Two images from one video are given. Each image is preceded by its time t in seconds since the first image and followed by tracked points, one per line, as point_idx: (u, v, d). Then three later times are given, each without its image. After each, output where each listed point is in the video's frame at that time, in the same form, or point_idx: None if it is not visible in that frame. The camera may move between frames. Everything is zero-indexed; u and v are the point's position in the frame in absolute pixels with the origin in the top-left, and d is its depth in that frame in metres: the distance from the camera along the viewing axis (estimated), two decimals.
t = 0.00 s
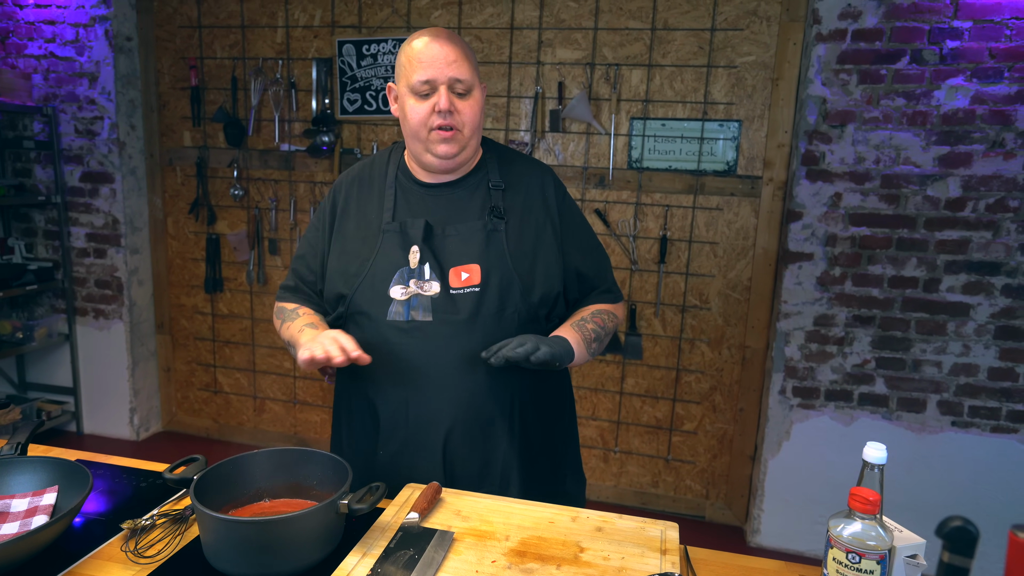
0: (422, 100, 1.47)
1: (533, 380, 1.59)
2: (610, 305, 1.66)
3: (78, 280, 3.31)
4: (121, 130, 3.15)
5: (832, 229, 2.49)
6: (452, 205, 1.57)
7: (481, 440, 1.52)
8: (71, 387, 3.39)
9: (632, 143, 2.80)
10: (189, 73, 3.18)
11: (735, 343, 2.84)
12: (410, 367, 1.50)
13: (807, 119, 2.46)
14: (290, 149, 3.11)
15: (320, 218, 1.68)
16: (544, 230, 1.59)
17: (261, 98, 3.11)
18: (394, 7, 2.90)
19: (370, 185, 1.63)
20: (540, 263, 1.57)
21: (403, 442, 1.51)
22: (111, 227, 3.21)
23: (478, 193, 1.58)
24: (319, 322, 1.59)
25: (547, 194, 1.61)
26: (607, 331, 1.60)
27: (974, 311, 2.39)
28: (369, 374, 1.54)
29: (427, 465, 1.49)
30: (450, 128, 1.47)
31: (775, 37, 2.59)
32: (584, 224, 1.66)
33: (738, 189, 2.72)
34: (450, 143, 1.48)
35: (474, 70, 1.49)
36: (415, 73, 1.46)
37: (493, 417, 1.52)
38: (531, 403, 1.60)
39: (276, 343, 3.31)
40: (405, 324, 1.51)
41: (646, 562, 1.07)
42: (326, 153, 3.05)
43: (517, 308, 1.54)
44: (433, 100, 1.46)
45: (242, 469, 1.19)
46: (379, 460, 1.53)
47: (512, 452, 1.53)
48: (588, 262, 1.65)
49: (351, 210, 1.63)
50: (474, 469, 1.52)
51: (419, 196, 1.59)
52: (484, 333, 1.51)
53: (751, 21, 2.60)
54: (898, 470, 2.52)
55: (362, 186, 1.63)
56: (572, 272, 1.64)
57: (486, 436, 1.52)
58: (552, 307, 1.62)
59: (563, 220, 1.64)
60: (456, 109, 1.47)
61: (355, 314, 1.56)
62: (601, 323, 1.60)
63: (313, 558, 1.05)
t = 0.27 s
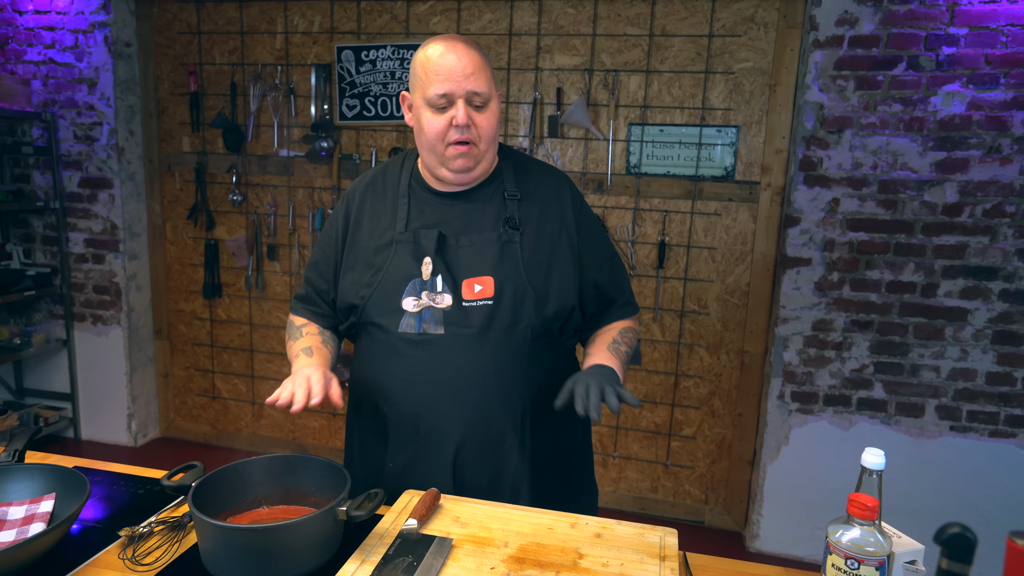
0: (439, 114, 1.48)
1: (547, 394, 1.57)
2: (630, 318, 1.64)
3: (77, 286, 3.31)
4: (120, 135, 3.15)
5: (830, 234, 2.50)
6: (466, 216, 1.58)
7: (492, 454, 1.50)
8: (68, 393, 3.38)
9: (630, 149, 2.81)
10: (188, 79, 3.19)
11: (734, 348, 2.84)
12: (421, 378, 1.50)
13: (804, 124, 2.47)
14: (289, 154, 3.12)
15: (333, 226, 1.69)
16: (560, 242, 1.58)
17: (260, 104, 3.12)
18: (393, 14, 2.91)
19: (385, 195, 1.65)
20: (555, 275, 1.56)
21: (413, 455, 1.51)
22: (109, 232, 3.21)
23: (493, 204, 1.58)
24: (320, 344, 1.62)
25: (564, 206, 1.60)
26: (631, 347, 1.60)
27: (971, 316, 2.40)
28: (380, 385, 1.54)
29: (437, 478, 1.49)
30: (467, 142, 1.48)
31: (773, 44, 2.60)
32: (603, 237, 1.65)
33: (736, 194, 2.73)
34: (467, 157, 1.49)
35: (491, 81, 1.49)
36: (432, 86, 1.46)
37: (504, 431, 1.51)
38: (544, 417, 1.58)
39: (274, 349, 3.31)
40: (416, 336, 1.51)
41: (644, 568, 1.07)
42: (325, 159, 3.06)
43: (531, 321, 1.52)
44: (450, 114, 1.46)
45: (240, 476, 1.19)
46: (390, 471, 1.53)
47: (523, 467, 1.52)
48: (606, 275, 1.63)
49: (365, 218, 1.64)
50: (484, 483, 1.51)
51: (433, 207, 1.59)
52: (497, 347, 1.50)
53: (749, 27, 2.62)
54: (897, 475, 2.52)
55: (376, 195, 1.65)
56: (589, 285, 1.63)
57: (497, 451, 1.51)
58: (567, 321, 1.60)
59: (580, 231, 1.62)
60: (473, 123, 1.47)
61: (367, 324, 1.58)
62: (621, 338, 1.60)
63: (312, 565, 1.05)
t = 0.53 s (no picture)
0: (469, 116, 1.46)
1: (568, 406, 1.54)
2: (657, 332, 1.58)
3: (74, 289, 3.30)
4: (118, 138, 3.15)
5: (828, 236, 2.50)
6: (491, 222, 1.55)
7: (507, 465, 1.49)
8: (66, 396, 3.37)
9: (628, 151, 2.81)
10: (186, 82, 3.19)
11: (732, 350, 2.84)
12: (438, 386, 1.49)
13: (802, 127, 2.47)
14: (287, 157, 3.12)
15: (360, 226, 1.69)
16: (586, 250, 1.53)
17: (258, 106, 3.12)
18: (391, 16, 2.91)
19: (410, 197, 1.64)
20: (580, 285, 1.52)
21: (428, 463, 1.51)
22: (107, 235, 3.21)
23: (519, 210, 1.55)
24: (348, 345, 1.62)
25: (591, 212, 1.55)
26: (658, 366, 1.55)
27: (969, 318, 2.40)
28: (398, 392, 1.54)
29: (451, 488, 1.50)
30: (497, 146, 1.45)
31: (770, 46, 2.61)
32: (633, 244, 1.59)
33: (734, 197, 2.73)
34: (496, 160, 1.47)
35: (521, 85, 1.47)
36: (462, 89, 1.45)
37: (520, 444, 1.49)
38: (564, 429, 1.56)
39: (272, 352, 3.30)
40: (434, 345, 1.50)
41: (643, 570, 1.07)
42: (324, 162, 3.06)
43: (552, 332, 1.49)
44: (480, 116, 1.45)
45: (238, 478, 1.18)
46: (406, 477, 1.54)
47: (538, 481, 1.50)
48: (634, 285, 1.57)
49: (389, 221, 1.64)
50: (497, 494, 1.50)
51: (457, 212, 1.58)
52: (516, 358, 1.48)
53: (746, 30, 2.62)
54: (895, 477, 2.52)
55: (402, 196, 1.64)
56: (617, 295, 1.58)
57: (512, 463, 1.49)
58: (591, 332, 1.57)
59: (608, 239, 1.57)
60: (503, 126, 1.45)
61: (387, 330, 1.58)
62: (642, 352, 1.54)
63: (310, 567, 1.05)
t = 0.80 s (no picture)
0: (523, 110, 1.41)
1: (596, 426, 1.43)
2: (700, 350, 1.34)
3: (70, 288, 3.29)
4: (113, 137, 3.14)
5: (824, 235, 2.51)
6: (533, 224, 1.49)
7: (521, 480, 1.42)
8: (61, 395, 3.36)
9: (625, 150, 2.81)
10: (182, 80, 3.18)
11: (728, 349, 2.84)
12: (462, 390, 1.45)
13: (798, 126, 2.48)
14: (284, 156, 3.12)
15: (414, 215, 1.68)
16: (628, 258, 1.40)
17: (254, 105, 3.11)
18: (387, 15, 2.91)
19: (462, 190, 1.61)
20: (617, 299, 1.41)
21: (443, 467, 1.48)
22: (103, 234, 3.20)
23: (562, 213, 1.47)
24: (396, 350, 1.64)
25: (638, 219, 1.43)
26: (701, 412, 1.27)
27: (964, 317, 2.41)
28: (427, 389, 1.52)
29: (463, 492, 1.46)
30: (549, 143, 1.40)
31: (767, 45, 2.61)
32: (684, 258, 1.42)
33: (730, 195, 2.74)
34: (547, 159, 1.41)
35: (580, 79, 1.41)
36: (518, 81, 1.39)
37: (537, 460, 1.41)
38: (590, 449, 1.45)
39: (269, 351, 3.30)
40: (460, 345, 1.46)
41: (639, 567, 1.07)
42: (320, 160, 3.06)
43: (580, 346, 1.39)
44: (534, 112, 1.39)
45: (234, 476, 1.18)
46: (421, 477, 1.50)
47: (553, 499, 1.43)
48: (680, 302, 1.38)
49: (438, 213, 1.62)
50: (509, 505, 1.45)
51: (502, 209, 1.52)
52: (540, 371, 1.39)
53: (743, 29, 2.63)
54: (890, 475, 2.53)
55: (453, 191, 1.62)
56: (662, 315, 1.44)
57: (527, 478, 1.42)
58: (629, 350, 1.45)
59: (654, 252, 1.42)
60: (558, 123, 1.39)
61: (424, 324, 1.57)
62: (669, 376, 1.31)
63: (305, 565, 1.05)
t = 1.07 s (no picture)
0: (556, 115, 1.32)
1: (595, 455, 1.36)
2: (715, 372, 1.04)
3: (65, 285, 3.28)
4: (109, 134, 3.13)
5: (820, 233, 2.51)
6: (560, 235, 1.45)
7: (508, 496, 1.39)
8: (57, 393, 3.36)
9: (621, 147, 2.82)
10: (178, 77, 3.17)
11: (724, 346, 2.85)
12: (471, 395, 1.45)
13: (795, 124, 2.48)
14: (280, 153, 3.11)
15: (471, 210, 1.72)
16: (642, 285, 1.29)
17: (250, 102, 3.11)
18: (384, 12, 2.91)
19: (507, 190, 1.62)
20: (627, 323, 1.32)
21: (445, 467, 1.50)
22: (99, 231, 3.19)
23: (586, 226, 1.41)
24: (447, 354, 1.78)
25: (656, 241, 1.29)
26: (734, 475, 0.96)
27: (960, 314, 2.42)
28: (447, 387, 1.55)
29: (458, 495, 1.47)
30: (583, 151, 1.32)
31: (763, 43, 2.61)
32: (710, 275, 1.19)
33: (727, 193, 2.73)
34: (580, 166, 1.34)
35: (623, 81, 1.29)
36: (552, 82, 1.29)
37: (528, 481, 1.37)
38: (586, 478, 1.38)
39: (265, 348, 3.30)
40: (472, 351, 1.47)
41: (635, 563, 1.07)
42: (316, 157, 3.05)
43: (582, 371, 1.33)
44: (567, 117, 1.30)
45: (229, 472, 1.18)
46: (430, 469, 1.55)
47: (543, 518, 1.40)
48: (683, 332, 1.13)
49: (484, 213, 1.64)
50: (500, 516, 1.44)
51: (533, 215, 1.50)
52: (540, 390, 1.36)
53: (740, 27, 2.63)
54: (886, 472, 2.54)
55: (499, 190, 1.63)
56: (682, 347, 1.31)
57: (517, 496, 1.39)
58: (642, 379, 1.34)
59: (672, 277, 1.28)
60: (593, 130, 1.30)
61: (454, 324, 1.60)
62: (684, 429, 1.00)
63: (301, 561, 1.05)
